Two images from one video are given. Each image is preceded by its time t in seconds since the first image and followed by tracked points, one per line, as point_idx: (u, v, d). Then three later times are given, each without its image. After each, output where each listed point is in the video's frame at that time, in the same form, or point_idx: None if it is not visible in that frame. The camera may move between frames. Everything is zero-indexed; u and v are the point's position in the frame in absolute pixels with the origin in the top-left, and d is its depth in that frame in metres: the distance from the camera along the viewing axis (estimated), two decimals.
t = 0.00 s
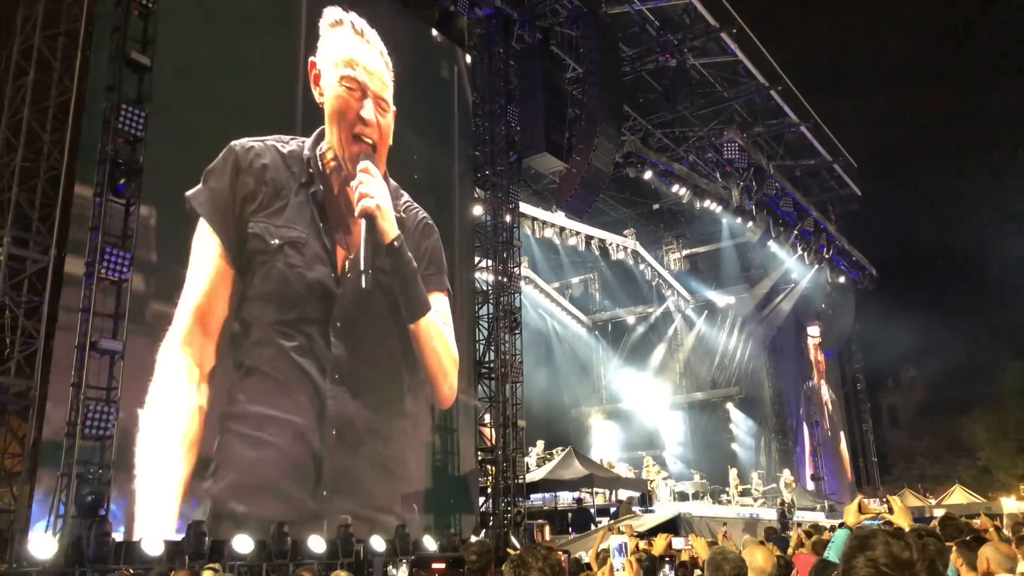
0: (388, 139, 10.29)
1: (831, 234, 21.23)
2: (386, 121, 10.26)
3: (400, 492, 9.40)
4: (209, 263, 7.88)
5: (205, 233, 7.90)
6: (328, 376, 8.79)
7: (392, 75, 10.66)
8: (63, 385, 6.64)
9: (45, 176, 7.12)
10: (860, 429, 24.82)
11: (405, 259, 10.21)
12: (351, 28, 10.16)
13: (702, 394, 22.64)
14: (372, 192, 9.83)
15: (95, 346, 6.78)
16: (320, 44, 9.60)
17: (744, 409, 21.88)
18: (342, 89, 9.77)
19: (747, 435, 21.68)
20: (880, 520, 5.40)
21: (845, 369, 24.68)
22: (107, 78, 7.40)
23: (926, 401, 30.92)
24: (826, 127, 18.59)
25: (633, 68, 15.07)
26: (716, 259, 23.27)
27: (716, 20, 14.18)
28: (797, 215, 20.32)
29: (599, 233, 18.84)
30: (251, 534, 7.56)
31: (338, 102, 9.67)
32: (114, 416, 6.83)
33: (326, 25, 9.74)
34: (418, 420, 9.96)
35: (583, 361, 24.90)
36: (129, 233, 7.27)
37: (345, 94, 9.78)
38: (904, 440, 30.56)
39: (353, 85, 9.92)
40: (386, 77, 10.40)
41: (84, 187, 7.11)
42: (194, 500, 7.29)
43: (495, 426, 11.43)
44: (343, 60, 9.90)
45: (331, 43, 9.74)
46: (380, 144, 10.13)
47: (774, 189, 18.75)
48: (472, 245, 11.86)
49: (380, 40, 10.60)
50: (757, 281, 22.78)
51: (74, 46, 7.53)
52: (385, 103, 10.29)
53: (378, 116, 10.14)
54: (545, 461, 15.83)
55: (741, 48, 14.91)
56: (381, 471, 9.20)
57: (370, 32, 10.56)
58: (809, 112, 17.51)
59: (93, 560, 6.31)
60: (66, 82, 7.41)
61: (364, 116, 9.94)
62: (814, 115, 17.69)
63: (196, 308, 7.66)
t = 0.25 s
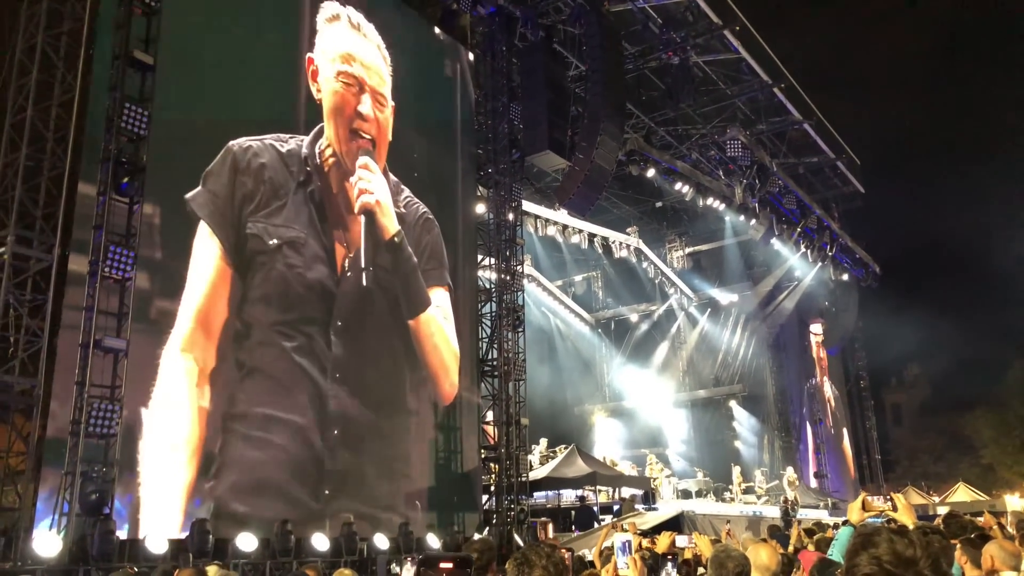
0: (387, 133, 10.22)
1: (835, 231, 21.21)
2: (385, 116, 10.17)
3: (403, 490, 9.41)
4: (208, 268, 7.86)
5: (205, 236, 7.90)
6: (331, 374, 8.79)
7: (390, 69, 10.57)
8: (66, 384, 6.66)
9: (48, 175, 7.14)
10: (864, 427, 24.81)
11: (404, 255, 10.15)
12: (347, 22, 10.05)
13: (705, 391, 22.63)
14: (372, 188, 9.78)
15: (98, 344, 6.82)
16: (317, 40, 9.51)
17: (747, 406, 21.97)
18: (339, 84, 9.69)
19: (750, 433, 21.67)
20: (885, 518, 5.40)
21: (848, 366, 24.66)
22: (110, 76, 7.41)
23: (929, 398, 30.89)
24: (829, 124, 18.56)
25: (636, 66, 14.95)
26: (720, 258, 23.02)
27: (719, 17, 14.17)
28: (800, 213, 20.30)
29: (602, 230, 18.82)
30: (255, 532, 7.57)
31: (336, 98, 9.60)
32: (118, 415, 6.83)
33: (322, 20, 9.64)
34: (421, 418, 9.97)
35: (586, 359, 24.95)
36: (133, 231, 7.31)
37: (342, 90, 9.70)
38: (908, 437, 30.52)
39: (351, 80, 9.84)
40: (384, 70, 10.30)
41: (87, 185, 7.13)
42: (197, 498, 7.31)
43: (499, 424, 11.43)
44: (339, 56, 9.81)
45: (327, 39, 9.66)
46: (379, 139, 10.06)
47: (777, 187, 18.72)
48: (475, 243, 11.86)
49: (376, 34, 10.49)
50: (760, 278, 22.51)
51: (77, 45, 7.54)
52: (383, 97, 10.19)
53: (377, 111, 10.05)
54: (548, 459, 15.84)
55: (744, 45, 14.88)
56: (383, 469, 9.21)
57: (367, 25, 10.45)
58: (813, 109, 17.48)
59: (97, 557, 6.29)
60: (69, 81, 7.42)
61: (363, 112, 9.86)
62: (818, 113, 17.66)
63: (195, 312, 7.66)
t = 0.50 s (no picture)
0: (374, 135, 10.00)
1: (840, 230, 21.17)
2: (371, 120, 9.96)
3: (409, 489, 9.42)
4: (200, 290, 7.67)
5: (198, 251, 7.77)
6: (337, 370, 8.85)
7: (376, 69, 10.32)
8: (73, 383, 6.69)
9: (55, 174, 7.17)
10: (870, 426, 24.74)
11: (399, 257, 10.01)
12: (327, 25, 9.72)
13: (710, 390, 22.60)
14: (361, 194, 9.57)
15: (105, 344, 6.82)
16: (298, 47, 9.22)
17: (753, 405, 21.88)
18: (322, 87, 9.42)
19: (756, 433, 21.62)
20: (890, 518, 5.38)
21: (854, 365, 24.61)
22: (115, 76, 7.42)
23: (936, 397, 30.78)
24: (835, 122, 18.52)
25: (641, 65, 15.00)
26: (725, 256, 23.18)
27: (724, 16, 14.15)
28: (806, 211, 20.25)
29: (607, 229, 18.79)
30: (262, 530, 7.59)
31: (319, 105, 9.34)
32: (125, 414, 6.88)
33: (301, 24, 9.33)
34: (427, 416, 9.99)
35: (591, 358, 25.03)
36: (139, 231, 7.30)
37: (326, 96, 9.44)
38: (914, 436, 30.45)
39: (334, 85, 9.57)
40: (368, 73, 10.06)
41: (93, 185, 7.14)
42: (205, 498, 7.30)
43: (504, 422, 11.43)
44: (322, 59, 9.52)
45: (308, 43, 9.36)
46: (367, 143, 9.86)
47: (783, 185, 18.68)
48: (481, 242, 11.85)
49: (359, 32, 10.20)
50: (766, 277, 22.39)
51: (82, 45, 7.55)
52: (369, 101, 9.96)
53: (363, 116, 9.84)
54: (553, 458, 15.84)
55: (750, 43, 14.85)
56: (390, 467, 9.25)
57: (349, 24, 10.12)
58: (818, 107, 17.44)
59: (104, 555, 6.28)
60: (76, 81, 7.44)
61: (349, 118, 9.64)
62: (823, 111, 17.62)
63: (190, 335, 7.49)
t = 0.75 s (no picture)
0: (392, 123, 10.38)
1: (843, 228, 21.14)
2: (390, 109, 10.39)
3: (411, 486, 9.43)
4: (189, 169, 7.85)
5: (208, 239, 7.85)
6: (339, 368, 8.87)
7: (400, 62, 10.76)
8: (76, 381, 6.70)
9: (58, 172, 7.17)
10: (873, 424, 24.71)
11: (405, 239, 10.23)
12: (355, 15, 10.16)
13: (713, 389, 22.64)
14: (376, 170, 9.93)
15: (108, 342, 6.82)
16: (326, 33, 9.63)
17: (756, 404, 21.91)
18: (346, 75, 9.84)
19: (758, 431, 21.67)
20: (892, 517, 5.36)
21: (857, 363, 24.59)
22: (119, 75, 7.43)
23: (939, 395, 30.73)
24: (838, 120, 18.48)
25: (644, 62, 14.97)
26: (728, 254, 23.36)
27: (727, 13, 14.13)
28: (809, 209, 20.22)
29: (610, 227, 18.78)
30: (264, 528, 7.60)
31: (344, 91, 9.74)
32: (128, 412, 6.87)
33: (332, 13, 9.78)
34: (430, 414, 10.01)
35: (593, 357, 25.09)
36: (142, 229, 7.30)
37: (350, 80, 9.88)
38: (917, 434, 30.42)
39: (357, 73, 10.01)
40: (393, 64, 10.53)
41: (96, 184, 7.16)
42: (210, 494, 7.31)
43: (506, 420, 11.44)
44: (349, 48, 9.95)
45: (337, 30, 9.79)
46: (385, 127, 10.25)
47: (786, 183, 18.65)
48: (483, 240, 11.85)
49: (382, 24, 10.62)
50: (768, 275, 22.31)
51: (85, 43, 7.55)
52: (389, 91, 10.42)
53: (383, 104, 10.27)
54: (556, 456, 15.84)
55: (752, 41, 14.83)
56: (393, 465, 9.27)
57: (378, 19, 10.59)
58: (822, 105, 17.41)
59: (107, 553, 6.33)
60: (78, 79, 7.44)
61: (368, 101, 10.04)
62: (826, 108, 17.59)
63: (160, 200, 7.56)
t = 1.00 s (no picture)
0: (415, 172, 10.71)
1: (842, 227, 21.14)
2: (416, 159, 10.78)
3: (410, 485, 9.43)
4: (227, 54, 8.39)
5: (218, 235, 7.95)
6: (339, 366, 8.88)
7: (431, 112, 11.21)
8: (75, 379, 6.69)
9: (57, 170, 7.16)
10: (871, 424, 24.72)
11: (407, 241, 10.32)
12: (395, 68, 10.75)
13: (712, 388, 22.67)
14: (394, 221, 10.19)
15: (106, 340, 6.80)
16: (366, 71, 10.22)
17: (755, 403, 21.85)
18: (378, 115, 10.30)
19: (757, 430, 21.65)
20: (890, 516, 5.36)
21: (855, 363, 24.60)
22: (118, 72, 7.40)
23: (937, 395, 30.75)
24: (837, 119, 18.49)
25: (643, 61, 14.96)
26: (727, 253, 23.36)
27: (726, 12, 14.12)
28: (808, 208, 20.22)
29: (609, 226, 18.77)
30: (262, 527, 7.61)
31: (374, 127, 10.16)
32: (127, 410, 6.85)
33: (374, 58, 10.37)
34: (429, 413, 10.02)
35: (592, 356, 25.09)
36: (141, 227, 7.29)
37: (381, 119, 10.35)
38: (916, 434, 30.43)
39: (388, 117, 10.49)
40: (424, 113, 11.02)
41: (95, 182, 7.15)
42: (210, 493, 7.34)
43: (505, 419, 11.43)
44: (383, 95, 10.49)
45: (375, 76, 10.35)
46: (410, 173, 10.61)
47: (785, 182, 18.64)
48: (482, 238, 11.84)
49: (420, 80, 11.17)
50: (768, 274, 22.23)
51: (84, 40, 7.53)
52: (417, 141, 10.86)
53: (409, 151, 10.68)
54: (554, 455, 15.83)
55: (752, 40, 14.83)
56: (393, 464, 9.28)
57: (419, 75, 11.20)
58: (821, 104, 17.42)
59: (104, 552, 6.37)
60: (77, 77, 7.42)
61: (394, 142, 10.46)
62: (826, 108, 17.60)
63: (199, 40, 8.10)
